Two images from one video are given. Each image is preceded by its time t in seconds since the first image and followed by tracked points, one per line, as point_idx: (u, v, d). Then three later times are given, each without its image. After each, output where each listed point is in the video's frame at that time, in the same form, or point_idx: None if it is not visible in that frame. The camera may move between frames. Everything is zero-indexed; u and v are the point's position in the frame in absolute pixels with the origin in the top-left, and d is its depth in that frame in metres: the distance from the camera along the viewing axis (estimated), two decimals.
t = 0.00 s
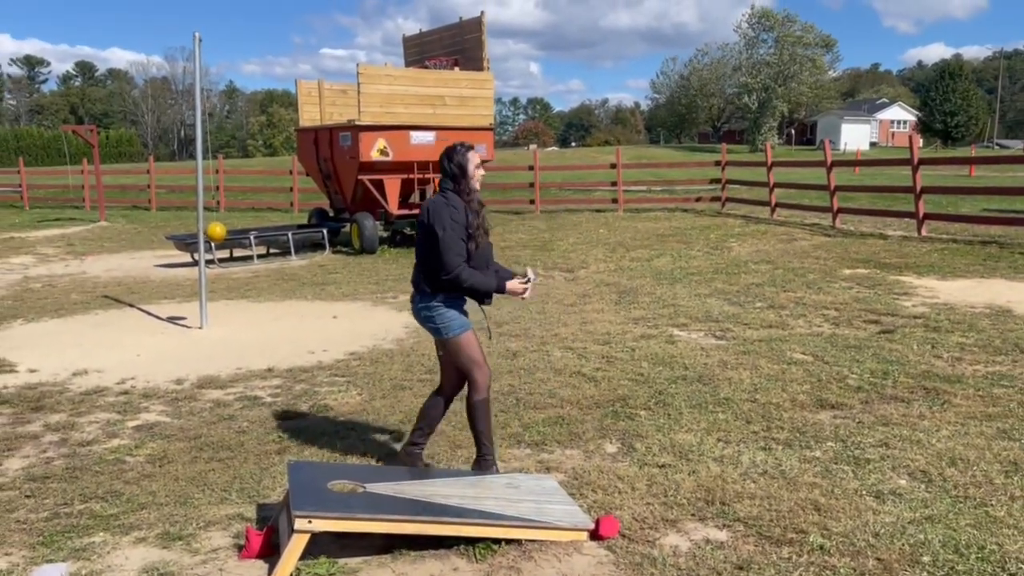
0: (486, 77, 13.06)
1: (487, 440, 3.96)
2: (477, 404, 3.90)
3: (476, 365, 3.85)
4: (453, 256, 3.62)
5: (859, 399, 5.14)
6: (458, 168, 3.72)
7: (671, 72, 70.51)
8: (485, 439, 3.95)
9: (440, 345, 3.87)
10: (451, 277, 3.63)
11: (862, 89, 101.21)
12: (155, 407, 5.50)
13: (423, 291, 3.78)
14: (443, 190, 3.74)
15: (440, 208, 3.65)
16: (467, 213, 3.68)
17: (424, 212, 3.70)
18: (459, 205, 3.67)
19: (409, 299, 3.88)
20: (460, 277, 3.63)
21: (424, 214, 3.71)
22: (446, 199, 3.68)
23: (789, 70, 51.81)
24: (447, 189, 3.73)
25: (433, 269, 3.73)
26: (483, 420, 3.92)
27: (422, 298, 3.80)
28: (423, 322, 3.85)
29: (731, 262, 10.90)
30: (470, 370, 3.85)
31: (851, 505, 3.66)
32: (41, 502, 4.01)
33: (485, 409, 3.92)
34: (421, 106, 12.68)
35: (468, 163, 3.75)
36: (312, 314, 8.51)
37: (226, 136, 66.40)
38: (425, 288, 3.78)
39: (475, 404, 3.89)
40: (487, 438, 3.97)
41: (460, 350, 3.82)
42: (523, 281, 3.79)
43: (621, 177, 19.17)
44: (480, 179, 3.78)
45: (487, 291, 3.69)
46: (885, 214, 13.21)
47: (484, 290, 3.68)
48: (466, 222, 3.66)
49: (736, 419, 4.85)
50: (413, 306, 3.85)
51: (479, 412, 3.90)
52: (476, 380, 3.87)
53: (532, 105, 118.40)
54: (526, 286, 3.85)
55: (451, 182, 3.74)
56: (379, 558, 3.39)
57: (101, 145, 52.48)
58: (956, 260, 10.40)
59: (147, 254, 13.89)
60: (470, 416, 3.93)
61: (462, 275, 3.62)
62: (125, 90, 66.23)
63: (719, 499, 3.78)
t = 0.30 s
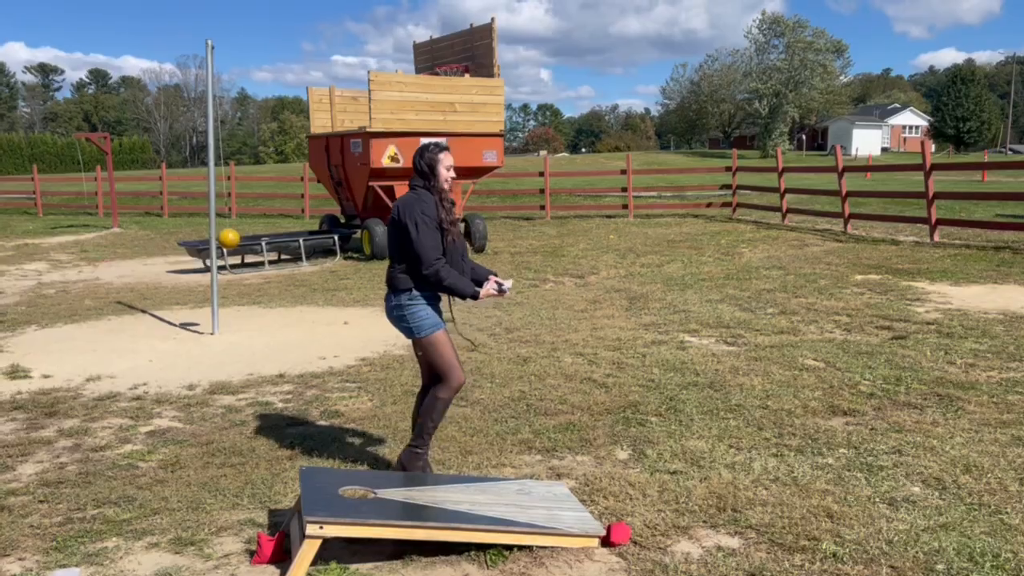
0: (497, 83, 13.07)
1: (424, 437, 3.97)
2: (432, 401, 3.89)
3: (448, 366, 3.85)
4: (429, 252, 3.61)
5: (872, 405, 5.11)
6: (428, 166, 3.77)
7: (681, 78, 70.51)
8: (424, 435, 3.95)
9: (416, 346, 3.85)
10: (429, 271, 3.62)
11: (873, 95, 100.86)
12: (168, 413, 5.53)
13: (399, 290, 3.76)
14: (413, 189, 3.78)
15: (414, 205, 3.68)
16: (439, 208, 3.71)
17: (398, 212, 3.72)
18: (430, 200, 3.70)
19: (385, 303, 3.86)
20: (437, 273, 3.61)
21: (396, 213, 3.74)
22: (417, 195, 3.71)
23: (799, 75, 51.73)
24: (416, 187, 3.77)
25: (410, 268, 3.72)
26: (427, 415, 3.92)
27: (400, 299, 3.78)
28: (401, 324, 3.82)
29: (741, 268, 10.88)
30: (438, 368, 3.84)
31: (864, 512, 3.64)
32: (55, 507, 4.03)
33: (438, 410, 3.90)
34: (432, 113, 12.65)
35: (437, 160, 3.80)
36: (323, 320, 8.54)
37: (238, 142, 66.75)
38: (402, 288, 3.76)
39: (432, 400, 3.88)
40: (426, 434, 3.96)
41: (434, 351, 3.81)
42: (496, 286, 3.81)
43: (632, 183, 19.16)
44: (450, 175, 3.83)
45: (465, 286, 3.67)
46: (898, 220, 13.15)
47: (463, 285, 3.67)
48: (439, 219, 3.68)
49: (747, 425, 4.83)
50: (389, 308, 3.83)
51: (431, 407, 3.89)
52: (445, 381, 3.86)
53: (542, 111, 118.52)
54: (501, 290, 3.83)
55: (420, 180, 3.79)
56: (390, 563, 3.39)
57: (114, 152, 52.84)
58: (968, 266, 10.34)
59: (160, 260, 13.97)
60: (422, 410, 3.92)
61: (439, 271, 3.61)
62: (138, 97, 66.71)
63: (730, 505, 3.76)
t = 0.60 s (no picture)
0: (509, 88, 13.09)
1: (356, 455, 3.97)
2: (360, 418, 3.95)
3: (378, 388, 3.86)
4: (411, 260, 3.62)
5: (886, 412, 5.08)
6: (398, 175, 3.78)
7: (694, 83, 70.38)
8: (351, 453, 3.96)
9: (379, 361, 3.85)
10: (413, 280, 3.63)
11: (888, 99, 100.33)
12: (182, 417, 5.55)
13: (380, 301, 3.76)
14: (384, 199, 3.79)
15: (389, 215, 3.67)
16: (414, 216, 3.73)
17: (373, 223, 3.70)
18: (403, 208, 3.71)
19: (362, 315, 3.85)
20: (422, 282, 3.63)
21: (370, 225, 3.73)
22: (390, 205, 3.72)
23: (813, 80, 51.53)
24: (387, 196, 3.78)
25: (391, 278, 3.72)
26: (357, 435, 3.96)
27: (380, 310, 3.78)
28: (380, 336, 3.82)
29: (755, 273, 10.83)
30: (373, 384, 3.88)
31: (879, 520, 3.61)
32: (70, 510, 4.06)
33: (366, 431, 3.94)
34: (445, 118, 12.68)
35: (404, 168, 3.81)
36: (336, 325, 8.57)
37: (252, 148, 67.12)
38: (381, 299, 3.76)
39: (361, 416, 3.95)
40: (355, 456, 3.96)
41: (383, 367, 3.83)
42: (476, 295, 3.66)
43: (644, 188, 19.14)
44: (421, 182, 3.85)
45: (452, 290, 3.70)
46: (913, 225, 13.06)
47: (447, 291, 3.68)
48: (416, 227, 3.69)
49: (761, 432, 4.81)
50: (368, 321, 3.82)
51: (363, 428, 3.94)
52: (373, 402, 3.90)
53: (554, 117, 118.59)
54: (482, 298, 3.67)
55: (389, 189, 3.80)
56: (403, 568, 3.40)
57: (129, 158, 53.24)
58: (985, 271, 10.26)
59: (174, 265, 14.05)
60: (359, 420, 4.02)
61: (424, 280, 3.63)
62: (153, 103, 67.20)
63: (744, 512, 3.74)
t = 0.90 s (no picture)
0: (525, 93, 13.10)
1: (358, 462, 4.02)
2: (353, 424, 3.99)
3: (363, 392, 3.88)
4: (377, 268, 3.63)
5: (904, 418, 5.04)
6: (367, 180, 3.77)
7: (710, 87, 70.18)
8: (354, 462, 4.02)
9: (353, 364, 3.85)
10: (381, 287, 3.64)
11: (906, 102, 99.49)
12: (200, 419, 5.60)
13: (346, 307, 3.76)
14: (353, 205, 3.78)
15: (357, 221, 3.67)
16: (383, 222, 3.72)
17: (342, 227, 3.70)
18: (371, 214, 3.70)
19: (329, 317, 3.84)
20: (387, 290, 3.64)
21: (338, 231, 3.73)
22: (358, 211, 3.71)
23: (830, 83, 51.25)
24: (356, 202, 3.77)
25: (357, 284, 3.72)
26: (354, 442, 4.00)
27: (348, 316, 3.77)
28: (347, 341, 3.82)
29: (771, 278, 10.78)
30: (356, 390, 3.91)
31: (897, 526, 3.59)
32: (89, 511, 4.10)
33: (362, 436, 3.98)
34: (460, 123, 12.71)
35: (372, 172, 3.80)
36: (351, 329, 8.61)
37: (268, 153, 67.52)
38: (349, 305, 3.76)
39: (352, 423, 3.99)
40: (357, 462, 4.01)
41: (361, 372, 3.83)
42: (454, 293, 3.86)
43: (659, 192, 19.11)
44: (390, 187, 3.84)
45: (421, 296, 3.72)
46: (931, 229, 12.95)
47: (416, 296, 3.71)
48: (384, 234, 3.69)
49: (777, 437, 4.79)
50: (336, 327, 3.81)
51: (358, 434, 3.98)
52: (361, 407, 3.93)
53: (570, 121, 118.60)
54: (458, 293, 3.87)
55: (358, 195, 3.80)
56: (418, 571, 3.41)
57: (148, 162, 53.72)
58: (1004, 276, 10.16)
59: (192, 269, 14.15)
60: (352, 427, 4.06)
61: (389, 287, 3.64)
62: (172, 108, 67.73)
63: (760, 518, 3.72)
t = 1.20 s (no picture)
0: (542, 95, 13.11)
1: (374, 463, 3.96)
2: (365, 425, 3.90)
3: (369, 389, 3.86)
4: (318, 280, 3.71)
5: (925, 423, 4.99)
6: (333, 194, 3.85)
7: (727, 90, 69.92)
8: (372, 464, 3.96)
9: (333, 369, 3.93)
10: (320, 300, 3.72)
11: (926, 105, 98.70)
12: (219, 420, 5.64)
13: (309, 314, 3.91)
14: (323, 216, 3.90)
15: (313, 231, 3.78)
16: (335, 235, 3.77)
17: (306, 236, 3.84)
18: (326, 226, 3.78)
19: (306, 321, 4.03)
20: (324, 304, 3.70)
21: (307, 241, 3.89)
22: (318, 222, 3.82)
23: (849, 86, 50.91)
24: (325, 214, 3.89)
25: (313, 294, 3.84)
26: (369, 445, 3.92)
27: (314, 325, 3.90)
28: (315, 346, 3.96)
29: (790, 281, 10.72)
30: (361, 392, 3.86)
31: (918, 532, 3.56)
32: (111, 510, 4.14)
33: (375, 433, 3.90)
34: (477, 125, 12.74)
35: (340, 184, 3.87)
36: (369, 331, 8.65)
37: (287, 156, 67.94)
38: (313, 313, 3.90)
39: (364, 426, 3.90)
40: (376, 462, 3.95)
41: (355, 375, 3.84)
42: (387, 321, 3.72)
43: (677, 195, 19.05)
44: (358, 201, 3.86)
45: (357, 315, 3.70)
46: (952, 233, 12.83)
47: (351, 314, 3.70)
48: (334, 247, 3.75)
49: (796, 441, 4.76)
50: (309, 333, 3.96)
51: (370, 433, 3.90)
52: (369, 406, 3.87)
53: (587, 124, 118.52)
54: (392, 324, 3.71)
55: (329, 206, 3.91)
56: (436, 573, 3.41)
57: (168, 165, 54.19)
58: None
59: (211, 271, 14.27)
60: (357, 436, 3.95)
61: (324, 301, 3.70)
62: (192, 111, 68.31)
63: (779, 522, 3.70)
